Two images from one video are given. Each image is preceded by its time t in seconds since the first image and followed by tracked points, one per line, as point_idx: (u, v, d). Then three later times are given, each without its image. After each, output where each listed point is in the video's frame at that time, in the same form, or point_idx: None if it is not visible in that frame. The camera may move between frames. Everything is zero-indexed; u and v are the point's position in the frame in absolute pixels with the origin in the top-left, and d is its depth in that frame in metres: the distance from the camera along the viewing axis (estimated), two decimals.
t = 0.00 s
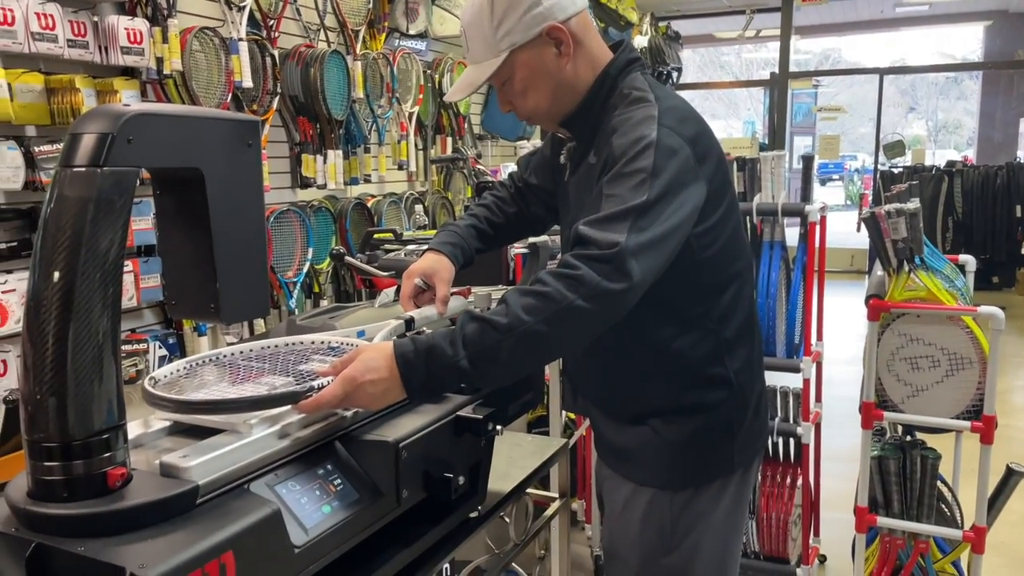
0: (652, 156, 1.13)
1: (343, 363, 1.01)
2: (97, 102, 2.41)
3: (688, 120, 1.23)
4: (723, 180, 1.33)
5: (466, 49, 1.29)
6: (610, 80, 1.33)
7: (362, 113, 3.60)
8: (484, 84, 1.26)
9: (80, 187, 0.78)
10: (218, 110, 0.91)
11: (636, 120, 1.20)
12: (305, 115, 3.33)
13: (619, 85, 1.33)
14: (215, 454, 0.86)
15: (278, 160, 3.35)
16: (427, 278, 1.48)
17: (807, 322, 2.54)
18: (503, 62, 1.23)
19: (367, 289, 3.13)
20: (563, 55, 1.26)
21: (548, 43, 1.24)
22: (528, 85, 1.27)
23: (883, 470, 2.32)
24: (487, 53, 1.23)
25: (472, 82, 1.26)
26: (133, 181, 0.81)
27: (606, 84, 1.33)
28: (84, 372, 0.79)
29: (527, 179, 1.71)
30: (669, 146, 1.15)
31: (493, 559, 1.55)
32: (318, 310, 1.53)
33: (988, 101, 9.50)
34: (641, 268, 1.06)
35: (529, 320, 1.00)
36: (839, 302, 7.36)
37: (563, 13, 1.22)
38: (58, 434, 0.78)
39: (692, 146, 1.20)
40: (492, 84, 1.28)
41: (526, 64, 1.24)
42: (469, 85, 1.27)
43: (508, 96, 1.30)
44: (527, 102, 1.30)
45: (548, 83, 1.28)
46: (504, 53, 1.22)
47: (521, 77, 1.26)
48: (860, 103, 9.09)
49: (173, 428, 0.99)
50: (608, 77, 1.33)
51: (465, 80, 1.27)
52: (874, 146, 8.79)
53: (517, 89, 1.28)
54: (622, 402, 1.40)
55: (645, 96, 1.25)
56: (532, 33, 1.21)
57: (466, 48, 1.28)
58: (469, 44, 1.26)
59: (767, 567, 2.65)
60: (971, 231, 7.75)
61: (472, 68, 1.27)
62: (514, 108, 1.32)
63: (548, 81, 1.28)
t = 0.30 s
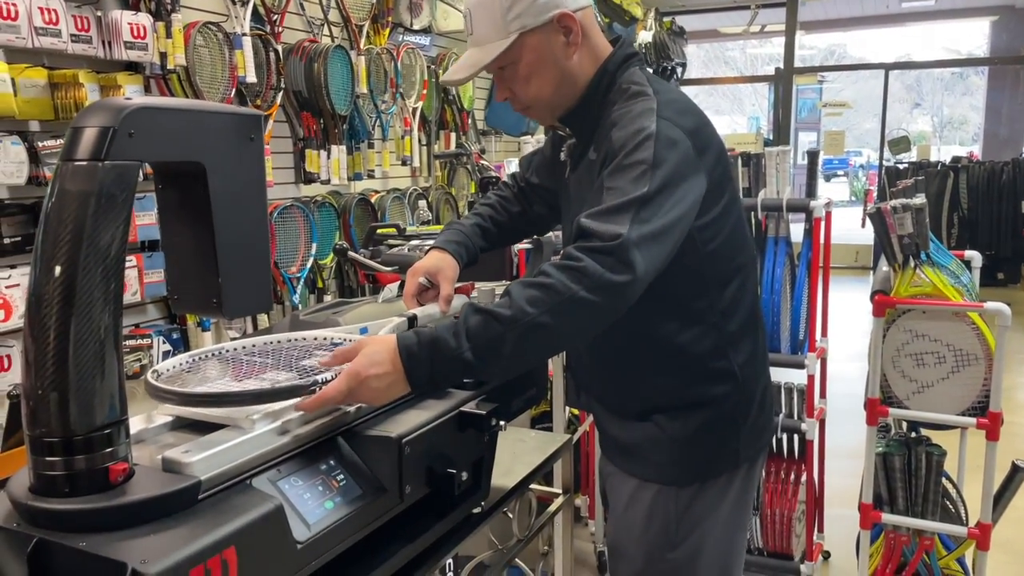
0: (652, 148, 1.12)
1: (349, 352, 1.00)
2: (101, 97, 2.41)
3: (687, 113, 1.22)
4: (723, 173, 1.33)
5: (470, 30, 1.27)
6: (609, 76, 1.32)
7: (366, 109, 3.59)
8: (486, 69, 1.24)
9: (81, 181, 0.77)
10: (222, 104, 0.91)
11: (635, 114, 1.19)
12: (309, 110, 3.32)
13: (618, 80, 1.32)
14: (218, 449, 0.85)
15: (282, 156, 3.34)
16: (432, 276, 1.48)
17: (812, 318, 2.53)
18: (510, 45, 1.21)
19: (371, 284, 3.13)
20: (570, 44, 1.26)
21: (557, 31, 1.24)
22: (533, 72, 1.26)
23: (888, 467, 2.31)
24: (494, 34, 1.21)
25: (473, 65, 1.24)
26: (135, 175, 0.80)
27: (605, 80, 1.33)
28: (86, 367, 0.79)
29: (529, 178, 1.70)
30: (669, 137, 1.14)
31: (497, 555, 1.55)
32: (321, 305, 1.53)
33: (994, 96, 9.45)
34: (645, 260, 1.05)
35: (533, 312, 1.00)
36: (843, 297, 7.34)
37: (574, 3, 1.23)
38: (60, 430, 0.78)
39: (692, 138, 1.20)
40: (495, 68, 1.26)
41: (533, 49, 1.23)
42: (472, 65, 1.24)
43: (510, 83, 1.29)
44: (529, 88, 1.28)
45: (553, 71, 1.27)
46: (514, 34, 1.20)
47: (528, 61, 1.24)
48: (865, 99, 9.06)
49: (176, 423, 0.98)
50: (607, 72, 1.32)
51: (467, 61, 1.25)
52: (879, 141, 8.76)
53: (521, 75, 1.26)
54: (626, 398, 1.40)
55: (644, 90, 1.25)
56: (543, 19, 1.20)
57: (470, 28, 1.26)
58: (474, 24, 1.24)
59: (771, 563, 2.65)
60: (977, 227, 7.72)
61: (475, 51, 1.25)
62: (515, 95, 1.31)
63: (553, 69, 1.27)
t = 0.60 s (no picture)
0: (641, 141, 1.11)
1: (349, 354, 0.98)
2: (101, 94, 2.40)
3: (674, 107, 1.22)
4: (715, 162, 1.32)
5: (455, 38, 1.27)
6: (593, 76, 1.31)
7: (366, 106, 3.58)
8: (470, 76, 1.25)
9: (79, 178, 0.77)
10: (221, 100, 0.90)
11: (621, 111, 1.19)
12: (310, 107, 3.30)
13: (602, 81, 1.31)
14: (217, 448, 0.85)
15: (282, 154, 3.34)
16: (432, 277, 1.48)
17: (814, 317, 2.52)
18: (493, 52, 1.21)
19: (371, 281, 3.13)
20: (553, 49, 1.26)
21: (540, 37, 1.24)
22: (517, 77, 1.26)
23: (890, 466, 2.31)
24: (477, 42, 1.22)
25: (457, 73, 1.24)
26: (134, 172, 0.80)
27: (590, 80, 1.31)
28: (84, 365, 0.78)
29: (529, 187, 1.70)
30: (657, 131, 1.13)
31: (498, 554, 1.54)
32: (321, 303, 1.52)
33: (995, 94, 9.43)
34: (645, 252, 1.04)
35: (540, 303, 0.99)
36: (844, 296, 7.33)
37: (555, 8, 1.23)
38: (58, 428, 0.78)
39: (679, 130, 1.19)
40: (478, 76, 1.26)
41: (516, 55, 1.23)
42: (456, 72, 1.24)
43: (494, 90, 1.29)
44: (514, 95, 1.28)
45: (536, 76, 1.27)
46: (496, 42, 1.20)
47: (510, 68, 1.24)
48: (866, 97, 9.04)
49: (175, 422, 0.98)
50: (592, 73, 1.31)
51: (452, 69, 1.25)
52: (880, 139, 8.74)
53: (505, 81, 1.26)
54: (628, 396, 1.39)
55: (628, 89, 1.24)
56: (525, 25, 1.20)
57: (454, 37, 1.26)
58: (458, 33, 1.24)
59: (773, 562, 2.65)
60: (978, 225, 7.70)
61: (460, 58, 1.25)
62: (499, 101, 1.30)
63: (537, 74, 1.27)
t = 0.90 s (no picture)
0: (637, 140, 1.11)
1: (356, 351, 0.98)
2: (101, 93, 2.40)
3: (668, 105, 1.22)
4: (710, 160, 1.31)
5: (447, 43, 1.27)
6: (587, 77, 1.31)
7: (367, 105, 3.57)
8: (464, 81, 1.25)
9: (79, 178, 0.76)
10: (221, 101, 0.90)
11: (615, 112, 1.19)
12: (310, 106, 3.30)
13: (595, 83, 1.31)
14: (218, 449, 0.85)
15: (282, 153, 3.34)
16: (433, 278, 1.48)
17: (814, 317, 2.52)
18: (485, 56, 1.21)
19: (371, 281, 3.12)
20: (545, 51, 1.25)
21: (531, 39, 1.23)
22: (509, 80, 1.26)
23: (890, 466, 2.31)
24: (468, 46, 1.22)
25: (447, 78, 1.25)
26: (134, 172, 0.80)
27: (584, 81, 1.31)
28: (84, 365, 0.78)
29: (526, 190, 1.70)
30: (652, 129, 1.13)
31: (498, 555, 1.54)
32: (321, 303, 1.52)
33: (996, 94, 9.42)
34: (646, 250, 1.04)
35: (543, 302, 0.98)
36: (844, 295, 7.33)
37: (545, 11, 1.22)
38: (57, 429, 0.77)
39: (673, 129, 1.19)
40: (471, 79, 1.26)
41: (507, 58, 1.23)
42: (448, 77, 1.25)
43: (487, 92, 1.29)
44: (508, 98, 1.28)
45: (529, 79, 1.26)
46: (487, 45, 1.20)
47: (502, 71, 1.24)
48: (867, 96, 9.04)
49: (176, 422, 0.98)
50: (586, 74, 1.31)
51: (444, 74, 1.26)
52: (881, 139, 8.73)
53: (498, 84, 1.26)
54: (628, 396, 1.39)
55: (621, 89, 1.24)
56: (515, 29, 1.20)
57: (446, 42, 1.27)
58: (451, 38, 1.25)
59: (773, 562, 2.65)
60: (978, 225, 7.70)
61: (451, 63, 1.26)
62: (493, 105, 1.31)
63: (529, 76, 1.26)
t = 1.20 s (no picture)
0: (634, 140, 1.11)
1: (364, 353, 0.97)
2: (101, 93, 2.40)
3: (664, 106, 1.22)
4: (705, 159, 1.32)
5: (442, 46, 1.28)
6: (581, 79, 1.31)
7: (367, 105, 3.57)
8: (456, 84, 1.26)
9: (80, 179, 0.77)
10: (221, 102, 0.90)
11: (612, 112, 1.19)
12: (310, 106, 3.30)
13: (590, 84, 1.32)
14: (219, 449, 0.85)
15: (282, 153, 3.34)
16: (433, 278, 1.48)
17: (814, 317, 2.52)
18: (477, 59, 1.22)
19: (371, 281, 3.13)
20: (536, 55, 1.25)
21: (522, 43, 1.23)
22: (501, 83, 1.26)
23: (890, 466, 2.31)
24: (461, 49, 1.23)
25: (440, 80, 1.26)
26: (134, 172, 0.80)
27: (579, 84, 1.32)
28: (85, 365, 0.78)
29: (523, 192, 1.70)
30: (649, 129, 1.13)
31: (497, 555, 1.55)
32: (321, 303, 1.52)
33: (995, 94, 9.40)
34: (649, 250, 1.04)
35: (549, 302, 0.98)
36: (843, 295, 7.34)
37: (537, 15, 1.23)
38: (59, 429, 0.78)
39: (670, 128, 1.19)
40: (464, 82, 1.27)
41: (498, 62, 1.23)
42: (442, 79, 1.26)
43: (480, 94, 1.29)
44: (499, 102, 1.28)
45: (520, 82, 1.27)
46: (479, 49, 1.21)
47: (493, 74, 1.24)
48: (866, 96, 9.04)
49: (177, 423, 0.98)
50: (581, 76, 1.31)
51: (438, 76, 1.27)
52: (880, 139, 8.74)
53: (490, 87, 1.26)
54: (627, 396, 1.39)
55: (615, 90, 1.25)
56: (507, 32, 1.20)
57: (441, 46, 1.28)
58: (445, 41, 1.25)
59: (772, 562, 2.65)
60: (977, 225, 7.71)
61: (446, 66, 1.27)
62: (486, 108, 1.31)
63: (521, 80, 1.27)
